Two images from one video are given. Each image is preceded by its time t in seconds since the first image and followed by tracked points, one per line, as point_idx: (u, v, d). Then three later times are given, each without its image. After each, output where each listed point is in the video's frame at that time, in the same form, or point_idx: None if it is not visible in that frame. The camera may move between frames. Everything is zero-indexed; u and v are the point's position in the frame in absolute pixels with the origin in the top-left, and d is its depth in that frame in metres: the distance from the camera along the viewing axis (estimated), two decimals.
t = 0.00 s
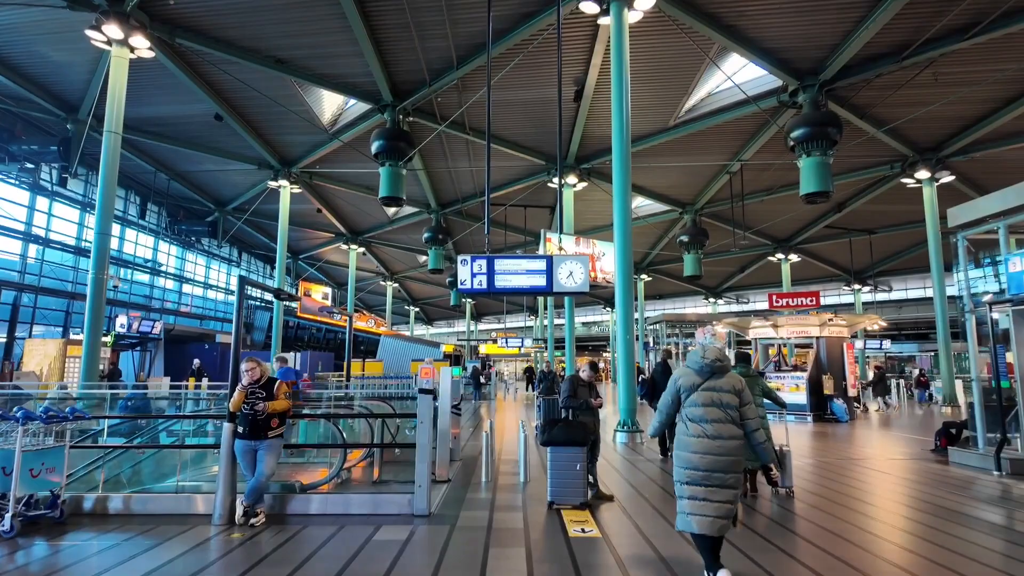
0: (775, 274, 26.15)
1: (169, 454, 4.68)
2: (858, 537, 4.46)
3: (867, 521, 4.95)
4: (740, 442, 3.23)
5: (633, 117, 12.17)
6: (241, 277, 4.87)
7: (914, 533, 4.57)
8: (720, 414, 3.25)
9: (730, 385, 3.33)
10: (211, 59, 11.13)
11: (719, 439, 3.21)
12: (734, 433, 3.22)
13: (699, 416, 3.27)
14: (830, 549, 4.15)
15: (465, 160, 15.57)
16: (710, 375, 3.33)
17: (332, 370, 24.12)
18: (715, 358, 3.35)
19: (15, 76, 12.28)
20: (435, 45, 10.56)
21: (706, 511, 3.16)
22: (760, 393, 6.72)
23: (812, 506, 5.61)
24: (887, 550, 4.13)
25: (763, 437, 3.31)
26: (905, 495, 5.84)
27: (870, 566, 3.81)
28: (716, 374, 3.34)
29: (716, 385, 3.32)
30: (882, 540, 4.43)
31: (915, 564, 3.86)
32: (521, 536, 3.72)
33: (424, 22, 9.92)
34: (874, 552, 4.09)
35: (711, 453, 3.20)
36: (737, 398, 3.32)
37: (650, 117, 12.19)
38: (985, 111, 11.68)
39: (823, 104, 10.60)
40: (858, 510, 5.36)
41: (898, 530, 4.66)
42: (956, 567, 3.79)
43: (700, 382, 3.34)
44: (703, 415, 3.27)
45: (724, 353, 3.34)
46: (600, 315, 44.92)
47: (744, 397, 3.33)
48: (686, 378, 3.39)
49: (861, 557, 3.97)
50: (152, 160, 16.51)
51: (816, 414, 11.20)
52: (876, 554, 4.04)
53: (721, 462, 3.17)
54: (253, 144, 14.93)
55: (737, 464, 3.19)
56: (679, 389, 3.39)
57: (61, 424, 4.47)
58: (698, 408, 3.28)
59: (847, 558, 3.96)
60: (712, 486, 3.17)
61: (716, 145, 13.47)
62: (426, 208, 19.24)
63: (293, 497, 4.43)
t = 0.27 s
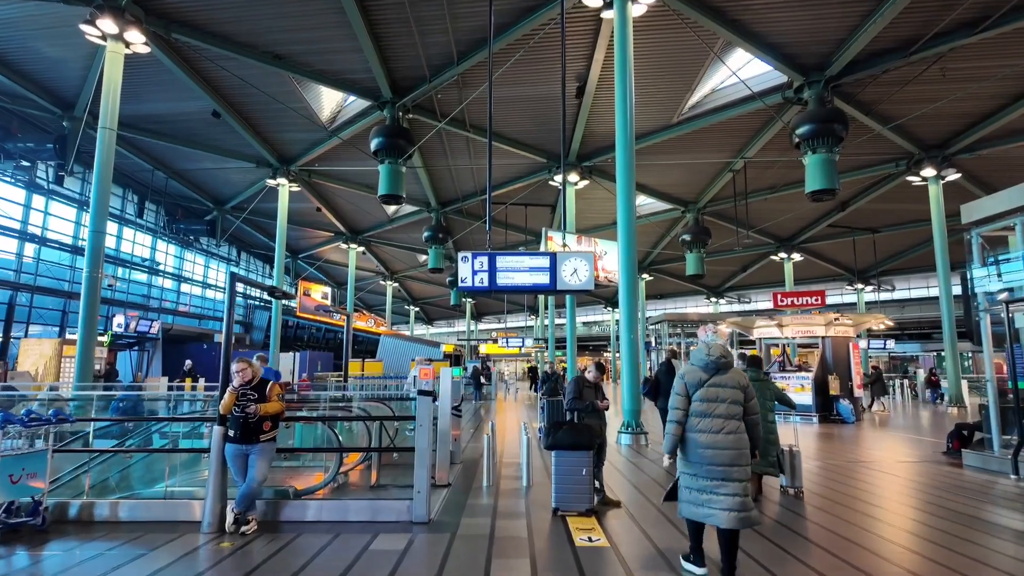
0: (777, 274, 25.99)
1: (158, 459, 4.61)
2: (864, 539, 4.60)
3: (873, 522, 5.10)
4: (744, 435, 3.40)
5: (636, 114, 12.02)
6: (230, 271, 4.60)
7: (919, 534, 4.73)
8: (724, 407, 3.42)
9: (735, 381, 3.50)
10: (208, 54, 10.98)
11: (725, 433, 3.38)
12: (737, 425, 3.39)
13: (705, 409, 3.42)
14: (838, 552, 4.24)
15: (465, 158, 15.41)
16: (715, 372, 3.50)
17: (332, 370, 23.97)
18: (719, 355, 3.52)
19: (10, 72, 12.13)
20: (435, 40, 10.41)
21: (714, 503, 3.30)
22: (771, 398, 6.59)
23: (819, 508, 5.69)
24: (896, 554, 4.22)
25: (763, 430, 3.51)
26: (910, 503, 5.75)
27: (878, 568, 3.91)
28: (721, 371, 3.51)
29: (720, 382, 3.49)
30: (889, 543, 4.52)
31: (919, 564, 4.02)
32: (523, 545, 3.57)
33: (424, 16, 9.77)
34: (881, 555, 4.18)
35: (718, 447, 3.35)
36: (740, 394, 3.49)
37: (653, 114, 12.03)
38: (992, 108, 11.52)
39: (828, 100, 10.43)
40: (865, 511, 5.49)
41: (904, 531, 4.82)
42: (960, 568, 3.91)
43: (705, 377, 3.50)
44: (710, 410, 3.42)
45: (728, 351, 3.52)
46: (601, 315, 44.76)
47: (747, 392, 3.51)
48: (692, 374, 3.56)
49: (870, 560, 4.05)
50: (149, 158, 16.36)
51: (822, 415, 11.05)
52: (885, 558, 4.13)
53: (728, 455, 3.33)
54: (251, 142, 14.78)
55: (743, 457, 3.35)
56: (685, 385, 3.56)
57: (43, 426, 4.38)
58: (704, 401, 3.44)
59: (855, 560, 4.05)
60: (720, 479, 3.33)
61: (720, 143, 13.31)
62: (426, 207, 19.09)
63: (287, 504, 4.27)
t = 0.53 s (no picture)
0: (779, 276, 25.83)
1: (142, 468, 4.44)
2: (869, 545, 4.53)
3: (877, 528, 5.02)
4: (738, 441, 3.50)
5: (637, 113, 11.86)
6: (217, 273, 4.39)
7: (925, 541, 4.64)
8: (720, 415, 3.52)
9: (730, 389, 3.59)
10: (203, 53, 10.81)
11: (721, 439, 3.47)
12: (733, 432, 3.49)
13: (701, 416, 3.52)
14: (843, 558, 4.17)
15: (465, 158, 15.25)
16: (711, 380, 3.59)
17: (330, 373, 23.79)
18: (714, 363, 3.61)
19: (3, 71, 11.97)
20: (434, 38, 10.25)
21: (710, 506, 3.39)
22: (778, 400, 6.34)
23: (822, 513, 5.63)
24: (902, 561, 4.14)
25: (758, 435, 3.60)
26: (916, 510, 5.60)
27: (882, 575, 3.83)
28: (716, 379, 3.59)
29: (716, 390, 3.56)
30: (895, 550, 4.44)
31: (923, 570, 3.96)
32: (522, 560, 3.39)
33: (422, 13, 9.60)
34: (887, 562, 4.10)
35: (714, 452, 3.46)
36: (735, 401, 3.57)
37: (655, 113, 11.88)
38: (998, 107, 11.36)
39: (833, 98, 10.27)
40: (867, 517, 5.41)
41: (911, 538, 4.73)
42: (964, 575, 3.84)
43: (702, 386, 3.59)
44: (706, 417, 3.52)
45: (722, 359, 3.61)
46: (602, 317, 44.58)
47: (741, 399, 3.60)
48: (689, 382, 3.64)
49: (876, 568, 3.97)
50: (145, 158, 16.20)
51: (827, 418, 10.88)
52: (891, 565, 4.05)
53: (726, 461, 3.43)
54: (248, 142, 14.61)
55: (738, 462, 3.46)
56: (682, 393, 3.64)
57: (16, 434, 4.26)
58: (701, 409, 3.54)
59: (860, 567, 3.98)
60: (716, 484, 3.42)
61: (722, 142, 13.15)
62: (425, 208, 18.93)
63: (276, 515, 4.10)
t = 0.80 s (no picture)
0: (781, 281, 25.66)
1: (123, 481, 4.30)
2: (879, 557, 4.35)
3: (886, 539, 4.83)
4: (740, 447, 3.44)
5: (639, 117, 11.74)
6: (202, 275, 4.16)
7: (938, 554, 4.46)
8: (719, 420, 3.46)
9: (731, 394, 3.53)
10: (200, 55, 10.69)
11: (721, 445, 3.42)
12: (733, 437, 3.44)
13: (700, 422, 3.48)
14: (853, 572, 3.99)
15: (465, 163, 15.12)
16: (712, 385, 3.55)
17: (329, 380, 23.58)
18: (714, 369, 3.56)
19: None
20: (433, 40, 10.12)
21: (712, 512, 3.34)
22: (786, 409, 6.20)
23: (829, 522, 5.45)
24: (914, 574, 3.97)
25: (761, 443, 3.53)
26: (925, 521, 5.42)
27: None
28: (717, 384, 3.55)
29: (717, 395, 3.51)
30: (905, 563, 4.27)
31: None
32: None
33: (420, 15, 9.48)
34: None
35: (714, 457, 3.39)
36: (737, 406, 3.51)
37: (656, 116, 11.75)
38: (1004, 110, 11.21)
39: (837, 101, 10.13)
40: (875, 528, 5.21)
41: (922, 550, 4.55)
42: None
43: (701, 391, 3.55)
44: (705, 422, 3.47)
45: (723, 364, 3.56)
46: (603, 323, 44.38)
47: (743, 406, 3.54)
48: (689, 388, 3.61)
49: None
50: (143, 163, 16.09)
51: (834, 425, 10.68)
52: None
53: (725, 467, 3.36)
54: (246, 146, 14.49)
55: (738, 467, 3.39)
56: (682, 399, 3.60)
57: None
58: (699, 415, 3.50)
59: None
60: (716, 489, 3.36)
61: (724, 146, 13.02)
62: (425, 213, 18.80)
63: (264, 531, 3.93)
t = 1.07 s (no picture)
0: (784, 284, 25.49)
1: (105, 490, 4.10)
2: (885, 562, 4.23)
3: (893, 545, 4.70)
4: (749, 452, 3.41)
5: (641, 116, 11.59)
6: (186, 272, 4.07)
7: (946, 560, 4.34)
8: (728, 425, 3.42)
9: (739, 399, 3.48)
10: (197, 54, 10.54)
11: (729, 449, 3.39)
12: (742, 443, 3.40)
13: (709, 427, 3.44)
14: None
15: (465, 164, 14.97)
16: (719, 390, 3.51)
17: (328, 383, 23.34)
18: (722, 373, 3.52)
19: None
20: (432, 38, 9.98)
21: (719, 516, 3.32)
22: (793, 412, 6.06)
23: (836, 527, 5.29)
24: None
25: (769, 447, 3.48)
26: (935, 528, 5.26)
27: None
28: (725, 389, 3.51)
29: (725, 400, 3.47)
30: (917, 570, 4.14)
31: None
32: None
33: (420, 12, 9.34)
34: None
35: (721, 460, 3.36)
36: (743, 411, 3.48)
37: (659, 116, 11.60)
38: (1011, 109, 11.07)
39: (842, 100, 9.98)
40: (882, 533, 5.06)
41: (929, 556, 4.42)
42: None
43: (709, 396, 3.51)
44: (712, 426, 3.44)
45: (731, 369, 3.52)
46: (604, 326, 44.23)
47: (750, 410, 3.50)
48: (697, 392, 3.57)
49: None
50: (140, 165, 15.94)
51: (841, 430, 10.49)
52: None
53: (734, 470, 3.33)
54: (244, 147, 14.34)
55: (746, 471, 3.36)
56: (691, 403, 3.56)
57: None
58: (708, 420, 3.46)
59: None
60: (725, 492, 3.33)
61: (728, 147, 12.87)
62: (425, 215, 18.65)
63: (251, 544, 3.74)
